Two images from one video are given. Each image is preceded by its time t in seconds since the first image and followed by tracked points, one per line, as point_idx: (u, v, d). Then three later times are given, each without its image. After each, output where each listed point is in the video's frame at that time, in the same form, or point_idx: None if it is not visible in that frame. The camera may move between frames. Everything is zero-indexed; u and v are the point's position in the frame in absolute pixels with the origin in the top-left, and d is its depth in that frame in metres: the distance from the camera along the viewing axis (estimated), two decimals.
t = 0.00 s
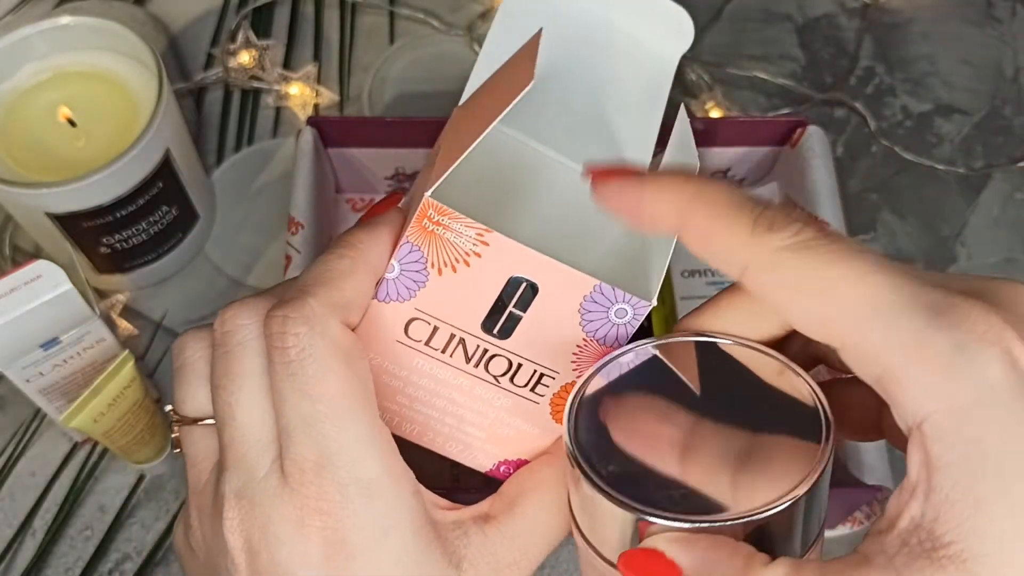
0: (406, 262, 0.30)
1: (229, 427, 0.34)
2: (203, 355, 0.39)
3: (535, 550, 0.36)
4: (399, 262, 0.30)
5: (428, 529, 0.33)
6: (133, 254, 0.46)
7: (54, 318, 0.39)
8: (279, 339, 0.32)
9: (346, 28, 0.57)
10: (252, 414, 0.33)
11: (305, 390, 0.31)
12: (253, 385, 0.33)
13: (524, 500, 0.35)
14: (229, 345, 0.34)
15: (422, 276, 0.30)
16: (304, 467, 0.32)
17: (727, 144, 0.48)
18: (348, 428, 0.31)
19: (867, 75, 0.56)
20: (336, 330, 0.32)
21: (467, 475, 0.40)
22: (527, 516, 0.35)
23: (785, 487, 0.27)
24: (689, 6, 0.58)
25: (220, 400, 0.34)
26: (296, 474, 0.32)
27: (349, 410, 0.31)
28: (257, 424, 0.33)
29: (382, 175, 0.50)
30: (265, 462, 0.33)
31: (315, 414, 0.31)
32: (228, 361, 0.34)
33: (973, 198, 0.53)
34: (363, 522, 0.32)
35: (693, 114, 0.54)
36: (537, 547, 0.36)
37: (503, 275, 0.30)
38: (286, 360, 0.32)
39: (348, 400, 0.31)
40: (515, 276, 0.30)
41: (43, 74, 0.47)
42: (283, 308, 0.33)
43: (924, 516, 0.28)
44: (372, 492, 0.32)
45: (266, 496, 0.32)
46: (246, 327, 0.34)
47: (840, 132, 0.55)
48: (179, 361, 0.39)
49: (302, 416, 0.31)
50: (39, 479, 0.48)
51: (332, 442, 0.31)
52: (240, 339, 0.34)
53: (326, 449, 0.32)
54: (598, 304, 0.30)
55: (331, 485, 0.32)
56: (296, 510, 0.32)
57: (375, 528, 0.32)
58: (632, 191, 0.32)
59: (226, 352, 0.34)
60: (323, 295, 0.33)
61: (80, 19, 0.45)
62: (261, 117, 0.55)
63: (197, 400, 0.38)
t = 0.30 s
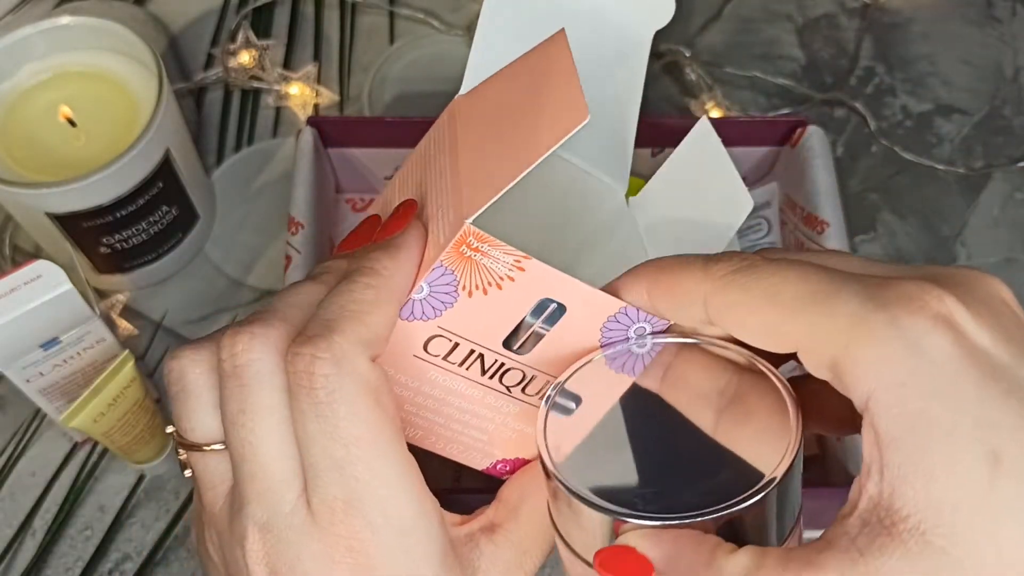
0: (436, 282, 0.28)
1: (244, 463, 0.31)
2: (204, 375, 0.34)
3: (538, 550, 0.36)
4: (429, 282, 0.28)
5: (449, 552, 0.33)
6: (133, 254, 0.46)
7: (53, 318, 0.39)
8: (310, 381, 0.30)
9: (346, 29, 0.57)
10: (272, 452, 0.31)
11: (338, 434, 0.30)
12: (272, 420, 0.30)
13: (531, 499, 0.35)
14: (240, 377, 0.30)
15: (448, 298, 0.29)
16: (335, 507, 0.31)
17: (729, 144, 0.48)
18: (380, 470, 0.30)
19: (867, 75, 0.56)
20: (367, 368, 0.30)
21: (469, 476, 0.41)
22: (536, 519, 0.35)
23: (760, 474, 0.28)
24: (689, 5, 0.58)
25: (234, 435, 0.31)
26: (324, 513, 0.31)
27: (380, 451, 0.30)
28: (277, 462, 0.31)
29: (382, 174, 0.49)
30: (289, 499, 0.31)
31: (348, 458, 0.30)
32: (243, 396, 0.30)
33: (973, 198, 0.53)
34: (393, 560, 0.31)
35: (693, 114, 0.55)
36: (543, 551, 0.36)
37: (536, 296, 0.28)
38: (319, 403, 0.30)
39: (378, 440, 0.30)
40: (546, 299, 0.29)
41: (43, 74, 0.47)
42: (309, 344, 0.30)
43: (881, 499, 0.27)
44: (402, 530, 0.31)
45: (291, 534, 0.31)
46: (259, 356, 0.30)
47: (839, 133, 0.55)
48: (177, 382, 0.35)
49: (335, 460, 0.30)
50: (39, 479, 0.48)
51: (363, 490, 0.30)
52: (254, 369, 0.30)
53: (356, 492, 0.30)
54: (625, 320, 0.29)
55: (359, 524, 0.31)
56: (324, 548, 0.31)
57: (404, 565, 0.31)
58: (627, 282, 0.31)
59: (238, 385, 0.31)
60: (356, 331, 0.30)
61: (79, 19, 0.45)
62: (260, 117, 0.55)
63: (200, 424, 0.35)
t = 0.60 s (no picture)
0: None
1: (286, 458, 0.29)
2: (234, 373, 0.32)
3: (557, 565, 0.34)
4: None
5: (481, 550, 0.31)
6: (133, 254, 0.46)
7: (53, 318, 0.39)
8: (352, 379, 0.28)
9: (346, 28, 0.57)
10: (315, 446, 0.29)
11: (383, 428, 0.28)
12: (312, 415, 0.29)
13: (547, 510, 0.34)
14: (275, 374, 0.29)
15: None
16: (380, 492, 0.29)
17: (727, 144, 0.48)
18: (425, 460, 0.29)
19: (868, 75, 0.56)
20: (405, 359, 0.29)
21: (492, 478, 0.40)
22: (554, 528, 0.34)
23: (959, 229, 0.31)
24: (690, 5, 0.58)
25: (274, 432, 0.29)
26: (370, 498, 0.29)
27: (424, 443, 0.29)
28: (319, 455, 0.29)
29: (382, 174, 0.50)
30: (332, 484, 0.29)
31: (392, 447, 0.28)
32: (279, 397, 0.29)
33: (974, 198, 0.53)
34: (436, 544, 0.30)
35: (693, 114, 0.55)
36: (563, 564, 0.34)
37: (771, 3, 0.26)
38: (362, 399, 0.28)
39: (422, 431, 0.29)
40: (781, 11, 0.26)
41: (43, 75, 0.47)
42: (343, 345, 0.28)
43: None
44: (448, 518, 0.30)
45: (337, 519, 0.29)
46: (293, 356, 0.29)
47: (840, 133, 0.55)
48: (208, 388, 0.32)
49: (378, 449, 0.28)
50: (39, 479, 0.48)
51: (408, 480, 0.29)
52: (291, 369, 0.29)
53: (403, 484, 0.29)
54: (871, 46, 0.28)
55: (404, 508, 0.29)
56: (369, 533, 0.29)
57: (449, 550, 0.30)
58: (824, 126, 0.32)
59: (274, 384, 0.29)
60: (385, 326, 0.29)
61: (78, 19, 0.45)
62: (261, 116, 0.55)
63: (236, 425, 0.33)
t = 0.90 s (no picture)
0: None
1: (311, 455, 0.28)
2: (259, 373, 0.30)
3: (568, 566, 0.33)
4: None
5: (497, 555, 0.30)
6: (134, 254, 0.47)
7: (54, 319, 0.39)
8: (386, 375, 0.27)
9: (347, 29, 0.58)
10: (340, 446, 0.28)
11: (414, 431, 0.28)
12: (341, 415, 0.28)
13: (553, 515, 0.33)
14: (304, 372, 0.28)
15: None
16: (402, 493, 0.28)
17: (726, 144, 0.48)
18: (449, 462, 0.28)
19: (866, 76, 0.57)
20: (440, 362, 0.28)
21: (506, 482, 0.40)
22: (563, 532, 0.33)
23: None
24: (689, 7, 0.58)
25: (299, 429, 0.28)
26: (392, 499, 0.28)
27: (451, 446, 0.28)
28: (345, 455, 0.28)
29: (382, 175, 0.50)
30: (355, 485, 0.28)
31: (419, 446, 0.28)
32: (306, 395, 0.28)
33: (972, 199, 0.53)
34: (454, 550, 0.29)
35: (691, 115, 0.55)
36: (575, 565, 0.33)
37: None
38: (394, 396, 0.27)
39: (451, 435, 0.28)
40: None
41: (44, 76, 0.47)
42: (382, 343, 0.28)
43: None
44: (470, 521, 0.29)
45: (358, 521, 0.28)
46: (323, 356, 0.28)
47: (838, 133, 0.55)
48: (234, 382, 0.31)
49: (404, 449, 0.28)
50: (40, 479, 0.48)
51: (432, 482, 0.28)
52: (320, 368, 0.28)
53: (424, 486, 0.28)
54: None
55: (425, 510, 0.28)
56: (385, 534, 0.28)
57: (468, 554, 0.29)
58: None
59: (302, 382, 0.28)
60: (427, 333, 0.28)
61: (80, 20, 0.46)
62: (261, 117, 0.56)
63: (258, 422, 0.31)
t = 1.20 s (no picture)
0: None
1: (315, 454, 0.28)
2: (267, 371, 0.30)
3: (570, 567, 0.33)
4: None
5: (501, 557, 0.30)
6: (134, 254, 0.47)
7: (55, 319, 0.39)
8: (393, 374, 0.27)
9: (347, 30, 0.58)
10: (344, 446, 0.28)
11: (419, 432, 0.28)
12: (346, 414, 0.28)
13: (554, 516, 0.33)
14: (310, 371, 0.28)
15: None
16: (405, 492, 0.28)
17: (727, 144, 0.48)
18: (453, 462, 0.28)
19: (866, 76, 0.57)
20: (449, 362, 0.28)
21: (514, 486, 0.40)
22: (565, 532, 0.33)
23: None
24: (689, 7, 0.58)
25: (304, 427, 0.28)
26: (396, 498, 0.28)
27: (455, 447, 0.28)
28: (349, 454, 0.28)
29: (382, 175, 0.50)
30: (359, 484, 0.28)
31: (423, 446, 0.28)
32: (313, 394, 0.28)
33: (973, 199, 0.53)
34: (456, 549, 0.29)
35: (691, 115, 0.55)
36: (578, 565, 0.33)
37: None
38: (400, 396, 0.27)
39: (456, 436, 0.28)
40: None
41: (45, 76, 0.47)
42: (391, 342, 0.28)
43: None
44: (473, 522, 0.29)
45: (359, 520, 0.28)
46: (331, 354, 0.28)
47: (838, 133, 0.55)
48: (241, 379, 0.30)
49: (409, 448, 0.28)
50: (40, 479, 0.48)
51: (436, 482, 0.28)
52: (327, 367, 0.28)
53: (428, 486, 0.28)
54: None
55: (428, 510, 0.28)
56: (388, 534, 0.28)
57: (470, 554, 0.29)
58: None
59: (309, 380, 0.28)
60: (435, 334, 0.28)
61: (81, 20, 0.46)
62: (261, 117, 0.56)
63: (264, 420, 0.30)
